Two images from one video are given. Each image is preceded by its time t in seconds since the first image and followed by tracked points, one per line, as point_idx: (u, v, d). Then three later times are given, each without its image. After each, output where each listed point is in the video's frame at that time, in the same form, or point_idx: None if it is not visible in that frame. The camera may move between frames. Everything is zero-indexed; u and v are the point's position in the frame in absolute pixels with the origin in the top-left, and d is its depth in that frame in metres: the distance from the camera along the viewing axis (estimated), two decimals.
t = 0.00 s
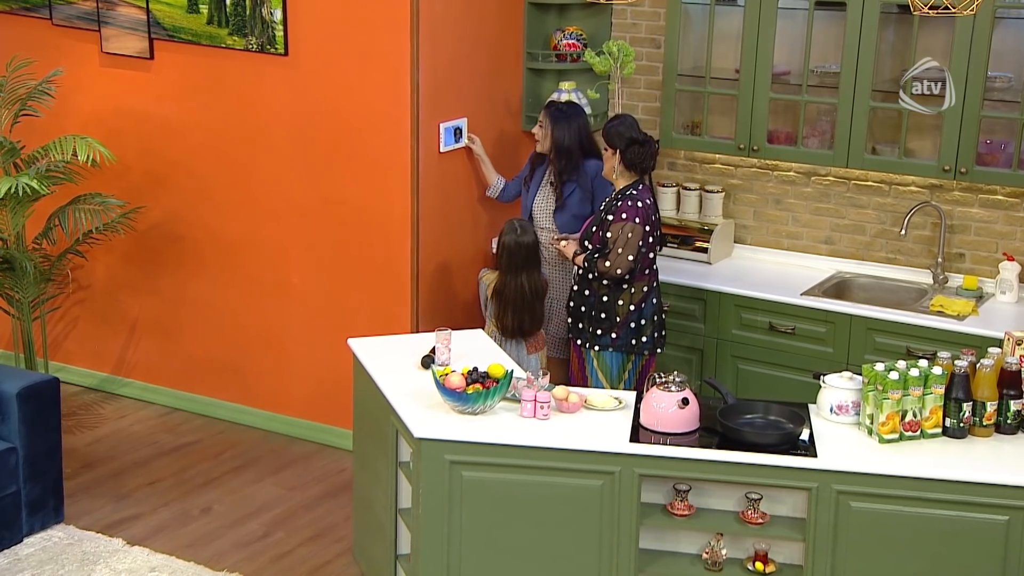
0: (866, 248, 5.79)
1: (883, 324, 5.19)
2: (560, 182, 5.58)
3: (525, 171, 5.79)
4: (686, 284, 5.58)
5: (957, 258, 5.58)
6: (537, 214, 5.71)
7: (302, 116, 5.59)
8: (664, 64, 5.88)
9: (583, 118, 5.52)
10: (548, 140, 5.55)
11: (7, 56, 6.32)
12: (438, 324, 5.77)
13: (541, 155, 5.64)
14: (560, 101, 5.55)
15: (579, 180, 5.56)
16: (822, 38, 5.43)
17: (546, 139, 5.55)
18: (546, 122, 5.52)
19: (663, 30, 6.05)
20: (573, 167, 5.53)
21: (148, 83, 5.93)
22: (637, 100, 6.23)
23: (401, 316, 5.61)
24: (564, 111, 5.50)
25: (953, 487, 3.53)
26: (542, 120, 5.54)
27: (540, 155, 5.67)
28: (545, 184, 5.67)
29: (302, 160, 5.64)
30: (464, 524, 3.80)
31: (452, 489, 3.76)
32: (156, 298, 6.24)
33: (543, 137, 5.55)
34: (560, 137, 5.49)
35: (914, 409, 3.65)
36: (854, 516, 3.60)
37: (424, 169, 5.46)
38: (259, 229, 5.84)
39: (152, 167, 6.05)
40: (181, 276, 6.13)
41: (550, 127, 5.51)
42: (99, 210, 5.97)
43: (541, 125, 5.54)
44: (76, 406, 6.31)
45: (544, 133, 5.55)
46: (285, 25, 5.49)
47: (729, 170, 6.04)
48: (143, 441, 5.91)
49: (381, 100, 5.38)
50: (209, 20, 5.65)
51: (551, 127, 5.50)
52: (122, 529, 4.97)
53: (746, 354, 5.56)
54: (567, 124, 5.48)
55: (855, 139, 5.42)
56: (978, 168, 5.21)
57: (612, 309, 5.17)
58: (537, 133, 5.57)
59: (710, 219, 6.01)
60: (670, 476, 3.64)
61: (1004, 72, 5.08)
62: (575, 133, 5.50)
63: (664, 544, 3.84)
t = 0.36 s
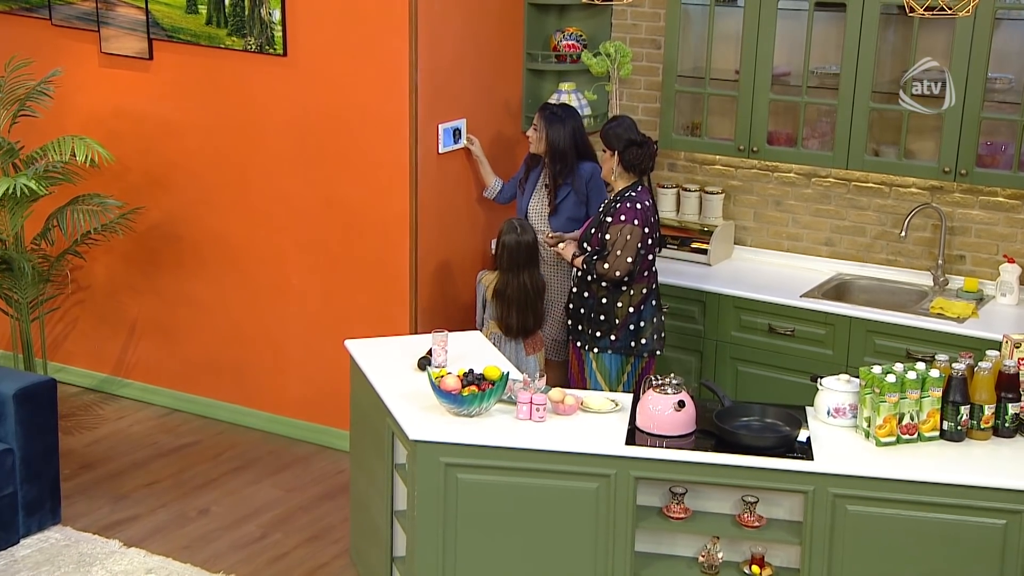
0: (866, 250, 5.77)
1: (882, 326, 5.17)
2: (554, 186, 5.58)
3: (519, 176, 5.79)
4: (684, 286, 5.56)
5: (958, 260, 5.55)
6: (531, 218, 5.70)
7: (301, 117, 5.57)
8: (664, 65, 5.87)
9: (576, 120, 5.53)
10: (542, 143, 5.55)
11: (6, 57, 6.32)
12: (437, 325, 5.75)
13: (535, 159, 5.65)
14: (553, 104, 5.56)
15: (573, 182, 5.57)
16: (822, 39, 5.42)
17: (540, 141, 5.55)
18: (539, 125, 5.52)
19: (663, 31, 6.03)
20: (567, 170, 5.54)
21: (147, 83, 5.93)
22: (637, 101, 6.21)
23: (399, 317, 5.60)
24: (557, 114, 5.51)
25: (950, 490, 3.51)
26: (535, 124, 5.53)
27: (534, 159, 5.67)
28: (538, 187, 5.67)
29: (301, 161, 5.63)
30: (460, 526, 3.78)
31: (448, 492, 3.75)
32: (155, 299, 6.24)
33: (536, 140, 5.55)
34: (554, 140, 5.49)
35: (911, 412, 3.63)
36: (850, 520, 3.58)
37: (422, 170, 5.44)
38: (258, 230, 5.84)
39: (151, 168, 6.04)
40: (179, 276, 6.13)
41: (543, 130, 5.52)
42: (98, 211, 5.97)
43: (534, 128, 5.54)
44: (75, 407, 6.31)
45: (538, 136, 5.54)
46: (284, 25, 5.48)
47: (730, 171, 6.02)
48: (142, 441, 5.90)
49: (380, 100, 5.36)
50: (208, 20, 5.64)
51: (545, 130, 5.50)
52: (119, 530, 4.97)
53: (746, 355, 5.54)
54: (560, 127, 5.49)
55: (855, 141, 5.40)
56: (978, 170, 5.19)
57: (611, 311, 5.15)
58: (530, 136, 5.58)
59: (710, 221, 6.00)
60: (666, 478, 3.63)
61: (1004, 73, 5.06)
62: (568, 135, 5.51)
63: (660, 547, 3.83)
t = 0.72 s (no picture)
0: (866, 252, 5.75)
1: (881, 329, 5.15)
2: (555, 186, 5.57)
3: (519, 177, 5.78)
4: (683, 288, 5.55)
5: (958, 262, 5.53)
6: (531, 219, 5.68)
7: (300, 118, 5.56)
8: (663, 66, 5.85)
9: (575, 120, 5.51)
10: (541, 143, 5.54)
11: (5, 57, 6.32)
12: (435, 326, 5.74)
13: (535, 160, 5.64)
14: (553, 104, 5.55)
15: (571, 182, 5.55)
16: (822, 40, 5.40)
17: (539, 142, 5.54)
18: (539, 125, 5.51)
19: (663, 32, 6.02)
20: (567, 171, 5.52)
21: (146, 83, 5.92)
22: (636, 102, 6.20)
23: (397, 318, 5.58)
24: (556, 115, 5.49)
25: (946, 494, 3.49)
26: (534, 124, 5.52)
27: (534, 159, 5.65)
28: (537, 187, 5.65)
29: (300, 162, 5.62)
30: (455, 529, 3.77)
31: (442, 494, 3.74)
32: (154, 300, 6.23)
33: (536, 140, 5.54)
34: (553, 141, 5.48)
35: (907, 415, 3.62)
36: (846, 523, 3.56)
37: (420, 171, 5.43)
38: (257, 231, 5.83)
39: (150, 168, 6.04)
40: (178, 277, 6.12)
41: (542, 130, 5.51)
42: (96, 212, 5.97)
43: (533, 128, 5.53)
44: (74, 408, 6.30)
45: (537, 136, 5.53)
46: (282, 26, 5.48)
47: (729, 172, 6.01)
48: (140, 442, 5.90)
49: (379, 101, 5.35)
50: (206, 21, 5.63)
51: (545, 130, 5.49)
52: (116, 532, 4.96)
53: (744, 357, 5.52)
54: (559, 126, 5.48)
55: (854, 142, 5.39)
56: (978, 171, 5.17)
57: (609, 313, 5.13)
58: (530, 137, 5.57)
59: (709, 222, 5.99)
60: (661, 481, 3.61)
61: (1004, 74, 5.04)
62: (568, 135, 5.49)
63: (656, 549, 3.81)
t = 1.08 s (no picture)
0: (865, 253, 5.73)
1: (879, 331, 5.13)
2: (557, 188, 5.56)
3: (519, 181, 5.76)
4: (681, 290, 5.53)
5: (957, 263, 5.51)
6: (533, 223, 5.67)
7: (298, 119, 5.56)
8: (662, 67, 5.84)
9: (575, 121, 5.49)
10: (543, 147, 5.51)
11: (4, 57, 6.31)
12: (433, 327, 5.73)
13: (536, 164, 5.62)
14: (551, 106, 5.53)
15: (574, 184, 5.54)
16: (821, 41, 5.39)
17: (541, 146, 5.51)
18: (540, 129, 5.48)
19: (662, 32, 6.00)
20: (570, 173, 5.51)
21: (143, 84, 5.92)
22: (635, 103, 6.18)
23: (395, 319, 5.58)
24: (555, 117, 5.47)
25: (942, 497, 3.48)
26: (535, 129, 5.49)
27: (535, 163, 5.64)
28: (538, 190, 5.64)
29: (298, 163, 5.61)
30: (449, 531, 3.76)
31: (436, 497, 3.73)
32: (152, 300, 6.23)
33: (537, 144, 5.51)
34: (556, 143, 5.46)
35: (903, 418, 3.61)
36: (841, 526, 3.55)
37: (418, 172, 5.42)
38: (255, 232, 5.82)
39: (148, 169, 6.03)
40: (176, 278, 6.12)
41: (544, 135, 5.48)
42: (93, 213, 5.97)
43: (534, 133, 5.49)
44: (71, 409, 6.30)
45: (538, 140, 5.50)
46: (280, 27, 5.47)
47: (728, 174, 5.99)
48: (137, 444, 5.89)
49: (376, 102, 5.34)
50: (204, 21, 5.63)
51: (546, 135, 5.47)
52: (112, 533, 4.95)
53: (743, 359, 5.51)
54: (561, 128, 5.45)
55: (853, 144, 5.37)
56: (977, 173, 5.15)
57: (606, 314, 5.12)
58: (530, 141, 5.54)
59: (707, 224, 5.97)
60: (656, 484, 3.60)
61: (1003, 76, 5.03)
62: (570, 137, 5.47)
63: (651, 552, 3.80)
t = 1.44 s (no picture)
0: (864, 254, 5.71)
1: (878, 332, 5.12)
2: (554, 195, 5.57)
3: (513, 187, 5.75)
4: (680, 291, 5.52)
5: (957, 265, 5.50)
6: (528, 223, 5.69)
7: (296, 120, 5.55)
8: (661, 67, 5.82)
9: (564, 120, 5.46)
10: (542, 156, 5.46)
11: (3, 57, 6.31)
12: (431, 329, 5.72)
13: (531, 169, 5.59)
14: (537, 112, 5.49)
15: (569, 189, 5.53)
16: (820, 42, 5.37)
17: (540, 155, 5.46)
18: (534, 139, 5.43)
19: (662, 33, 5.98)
20: (565, 177, 5.50)
21: (142, 85, 5.91)
22: (635, 104, 6.16)
23: (393, 321, 5.57)
24: (546, 121, 5.42)
25: (939, 501, 3.46)
26: (529, 140, 5.43)
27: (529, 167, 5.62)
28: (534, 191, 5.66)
29: (296, 163, 5.60)
30: (444, 534, 3.75)
31: (431, 499, 3.72)
32: (150, 301, 6.22)
33: (535, 155, 5.45)
34: (553, 148, 5.44)
35: (900, 420, 3.59)
36: (837, 529, 3.54)
37: (416, 172, 5.41)
38: (253, 233, 5.81)
39: (146, 169, 6.03)
40: (175, 279, 6.11)
41: (539, 144, 5.43)
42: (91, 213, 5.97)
43: (530, 143, 5.43)
44: (70, 409, 6.30)
45: (536, 151, 5.45)
46: (278, 27, 5.46)
47: (727, 174, 5.98)
48: (135, 444, 5.88)
49: (374, 103, 5.33)
50: (203, 21, 5.62)
51: (542, 142, 5.43)
52: (108, 534, 4.95)
53: (742, 361, 5.49)
54: (554, 133, 5.42)
55: (852, 145, 5.35)
56: (976, 174, 5.13)
57: (605, 316, 5.10)
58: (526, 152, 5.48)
59: (706, 225, 5.96)
60: (651, 486, 3.58)
61: (1002, 77, 5.01)
62: (563, 139, 5.45)
63: (647, 555, 3.78)
